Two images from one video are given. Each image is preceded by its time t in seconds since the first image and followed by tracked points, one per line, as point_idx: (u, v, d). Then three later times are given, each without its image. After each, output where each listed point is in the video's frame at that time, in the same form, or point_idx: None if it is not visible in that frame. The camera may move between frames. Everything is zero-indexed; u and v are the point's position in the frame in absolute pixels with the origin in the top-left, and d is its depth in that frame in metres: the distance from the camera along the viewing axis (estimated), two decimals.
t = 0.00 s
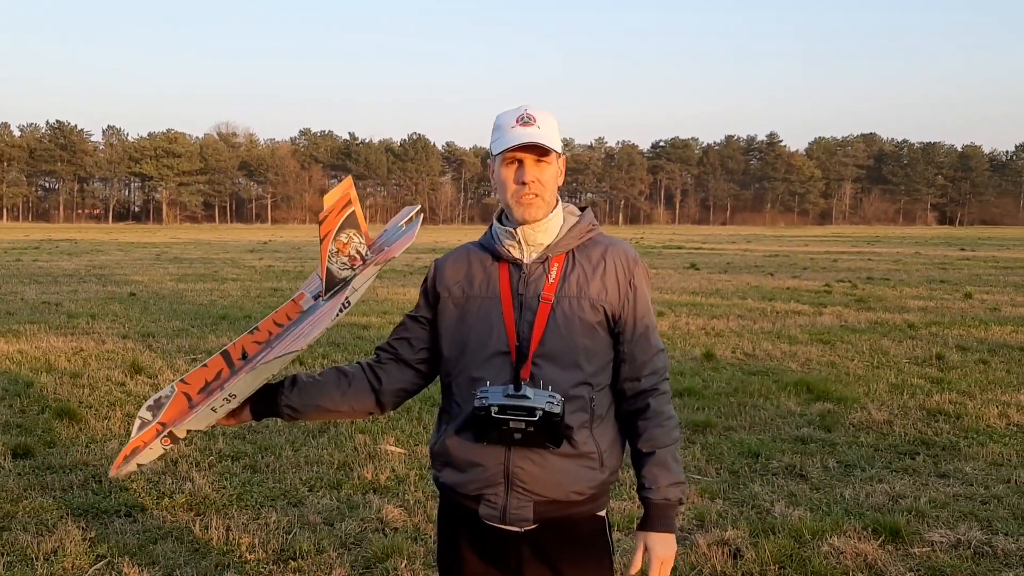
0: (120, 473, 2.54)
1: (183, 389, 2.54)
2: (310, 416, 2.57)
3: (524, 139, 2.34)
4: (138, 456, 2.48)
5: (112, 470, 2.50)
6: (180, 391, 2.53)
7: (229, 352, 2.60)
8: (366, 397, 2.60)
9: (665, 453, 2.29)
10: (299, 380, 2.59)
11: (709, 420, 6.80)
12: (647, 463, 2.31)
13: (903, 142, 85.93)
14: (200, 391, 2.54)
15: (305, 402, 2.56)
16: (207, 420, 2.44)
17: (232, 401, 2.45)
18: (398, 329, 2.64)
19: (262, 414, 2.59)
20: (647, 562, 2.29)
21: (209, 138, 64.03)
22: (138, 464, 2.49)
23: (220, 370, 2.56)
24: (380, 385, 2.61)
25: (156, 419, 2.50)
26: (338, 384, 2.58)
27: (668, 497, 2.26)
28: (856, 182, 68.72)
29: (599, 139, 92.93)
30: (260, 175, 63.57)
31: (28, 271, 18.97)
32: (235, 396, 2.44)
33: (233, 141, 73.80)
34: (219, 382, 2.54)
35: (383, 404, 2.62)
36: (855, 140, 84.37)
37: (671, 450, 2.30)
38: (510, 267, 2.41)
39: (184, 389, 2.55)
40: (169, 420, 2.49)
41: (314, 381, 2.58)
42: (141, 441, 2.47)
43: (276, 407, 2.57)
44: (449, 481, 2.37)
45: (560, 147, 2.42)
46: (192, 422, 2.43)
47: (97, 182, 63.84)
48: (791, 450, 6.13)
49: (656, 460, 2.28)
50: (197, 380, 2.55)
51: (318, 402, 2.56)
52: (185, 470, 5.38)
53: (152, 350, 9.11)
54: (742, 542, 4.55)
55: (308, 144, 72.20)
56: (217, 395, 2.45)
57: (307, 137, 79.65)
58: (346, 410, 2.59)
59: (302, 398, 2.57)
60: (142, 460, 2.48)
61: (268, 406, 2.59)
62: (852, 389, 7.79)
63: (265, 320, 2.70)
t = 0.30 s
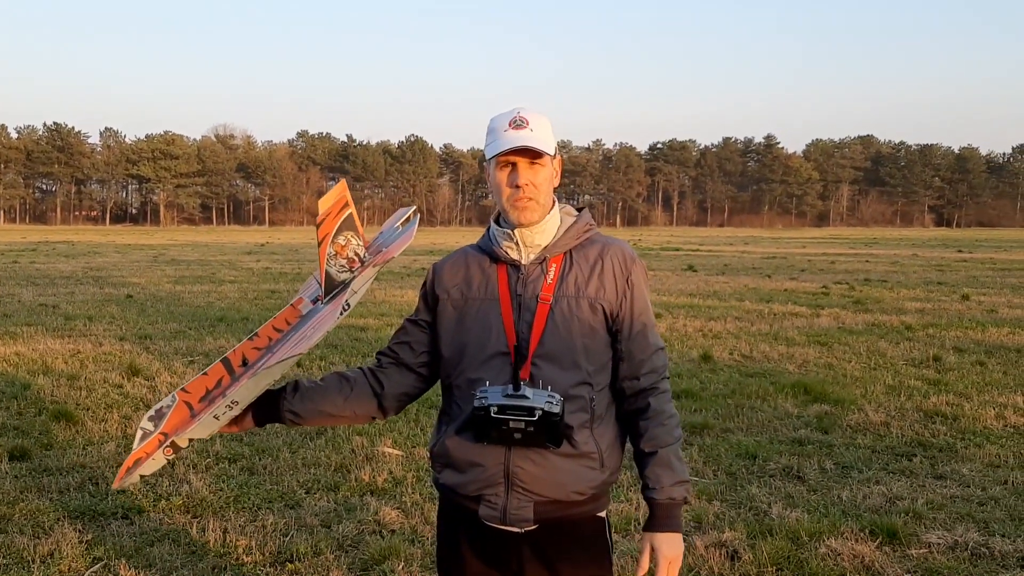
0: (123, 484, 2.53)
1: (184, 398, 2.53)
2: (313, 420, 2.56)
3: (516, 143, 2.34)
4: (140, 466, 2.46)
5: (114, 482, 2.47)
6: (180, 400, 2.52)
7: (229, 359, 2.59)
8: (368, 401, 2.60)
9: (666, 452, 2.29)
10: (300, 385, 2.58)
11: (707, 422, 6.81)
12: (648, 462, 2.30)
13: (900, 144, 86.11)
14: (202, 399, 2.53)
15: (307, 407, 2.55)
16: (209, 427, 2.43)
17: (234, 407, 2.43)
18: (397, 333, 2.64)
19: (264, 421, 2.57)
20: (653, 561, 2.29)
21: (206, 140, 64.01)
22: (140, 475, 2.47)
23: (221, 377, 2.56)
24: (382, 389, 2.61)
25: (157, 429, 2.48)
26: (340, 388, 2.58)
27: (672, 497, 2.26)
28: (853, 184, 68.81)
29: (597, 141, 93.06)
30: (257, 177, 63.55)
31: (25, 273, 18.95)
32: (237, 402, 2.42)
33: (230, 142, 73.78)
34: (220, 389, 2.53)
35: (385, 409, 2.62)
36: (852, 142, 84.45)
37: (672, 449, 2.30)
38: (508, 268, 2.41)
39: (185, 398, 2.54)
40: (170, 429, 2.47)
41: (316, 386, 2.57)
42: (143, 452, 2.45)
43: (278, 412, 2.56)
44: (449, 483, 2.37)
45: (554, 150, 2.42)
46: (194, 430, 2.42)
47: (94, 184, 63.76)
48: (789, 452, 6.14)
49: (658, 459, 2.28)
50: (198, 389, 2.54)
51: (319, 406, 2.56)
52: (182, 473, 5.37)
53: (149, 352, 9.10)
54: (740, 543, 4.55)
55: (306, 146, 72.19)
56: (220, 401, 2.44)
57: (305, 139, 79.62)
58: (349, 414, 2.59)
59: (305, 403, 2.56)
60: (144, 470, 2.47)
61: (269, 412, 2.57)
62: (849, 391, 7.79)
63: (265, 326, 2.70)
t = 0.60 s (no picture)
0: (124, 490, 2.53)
1: (183, 403, 2.54)
2: (310, 425, 2.56)
3: (491, 149, 2.31)
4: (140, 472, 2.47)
5: (116, 488, 2.49)
6: (180, 405, 2.54)
7: (227, 363, 2.59)
8: (366, 404, 2.60)
9: (659, 454, 2.26)
10: (298, 390, 2.58)
11: (705, 423, 6.81)
12: (642, 465, 2.29)
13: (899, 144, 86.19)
14: (200, 404, 2.53)
15: (305, 411, 2.55)
16: (208, 432, 2.43)
17: (232, 412, 2.44)
18: (394, 336, 2.64)
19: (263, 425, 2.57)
20: (643, 564, 2.26)
21: (206, 140, 63.98)
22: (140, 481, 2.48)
23: (219, 382, 2.56)
24: (380, 392, 2.61)
25: (156, 435, 2.49)
26: (338, 392, 2.58)
27: (663, 498, 2.23)
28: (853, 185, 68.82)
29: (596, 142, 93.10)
30: (257, 178, 63.55)
31: (24, 274, 18.94)
32: (235, 407, 2.42)
33: (230, 143, 73.74)
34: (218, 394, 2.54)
35: (382, 411, 2.62)
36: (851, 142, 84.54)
37: (665, 451, 2.28)
38: (503, 270, 2.42)
39: (184, 404, 2.54)
40: (169, 435, 2.48)
41: (314, 390, 2.57)
42: (142, 458, 2.46)
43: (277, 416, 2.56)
44: (444, 483, 2.37)
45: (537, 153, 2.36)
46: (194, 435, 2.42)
47: (94, 184, 63.75)
48: (788, 452, 6.14)
49: (651, 461, 2.26)
50: (196, 394, 2.55)
51: (317, 411, 2.55)
52: (181, 474, 5.37)
53: (148, 353, 9.10)
54: (739, 544, 4.55)
55: (305, 147, 72.19)
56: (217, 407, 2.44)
57: (304, 140, 79.57)
58: (346, 417, 2.59)
59: (303, 407, 2.56)
60: (144, 476, 2.47)
61: (268, 417, 2.58)
62: (849, 392, 7.78)
63: (262, 331, 2.69)
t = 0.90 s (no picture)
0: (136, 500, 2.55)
1: (189, 412, 2.55)
2: (315, 428, 2.57)
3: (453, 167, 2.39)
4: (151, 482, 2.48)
5: (129, 498, 2.50)
6: (186, 414, 2.55)
7: (231, 371, 2.61)
8: (368, 405, 2.62)
9: (651, 462, 2.27)
10: (301, 394, 2.59)
11: (705, 423, 6.82)
12: (634, 471, 2.29)
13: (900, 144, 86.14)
14: (206, 413, 2.54)
15: (309, 414, 2.56)
16: (214, 440, 2.43)
17: (238, 419, 2.45)
18: (397, 337, 2.65)
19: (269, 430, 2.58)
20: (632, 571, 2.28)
21: (206, 140, 63.99)
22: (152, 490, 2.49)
23: (224, 390, 2.58)
24: (383, 393, 2.63)
25: (165, 445, 2.50)
26: (341, 395, 2.59)
27: (653, 507, 2.24)
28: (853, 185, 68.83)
29: (596, 142, 93.23)
30: (257, 178, 63.60)
31: (24, 275, 18.96)
32: (241, 414, 2.42)
33: (230, 143, 73.80)
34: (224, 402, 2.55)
35: (385, 412, 2.64)
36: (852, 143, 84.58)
37: (658, 459, 2.28)
38: (504, 272, 2.44)
39: (191, 413, 2.56)
40: (177, 444, 2.49)
41: (319, 394, 2.59)
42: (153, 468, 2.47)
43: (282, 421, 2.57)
44: (438, 481, 2.39)
45: (503, 164, 2.34)
46: (201, 443, 2.42)
47: (95, 185, 63.83)
48: (787, 453, 6.15)
49: (643, 469, 2.27)
50: (202, 403, 2.56)
51: (321, 413, 2.57)
52: (182, 474, 5.38)
53: (149, 353, 9.12)
54: (738, 544, 4.56)
55: (305, 147, 72.26)
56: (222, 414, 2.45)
57: (304, 141, 79.61)
58: (350, 419, 2.60)
59: (307, 411, 2.57)
60: (155, 486, 2.48)
61: (273, 422, 2.58)
62: (848, 392, 7.80)
63: (264, 336, 2.71)
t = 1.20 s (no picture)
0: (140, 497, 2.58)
1: (190, 410, 2.57)
2: (316, 425, 2.59)
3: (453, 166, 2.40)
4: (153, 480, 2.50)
5: (132, 496, 2.52)
6: (187, 413, 2.56)
7: (232, 369, 2.63)
8: (370, 404, 2.63)
9: (653, 463, 2.28)
10: (303, 392, 2.61)
11: (705, 423, 6.83)
12: (637, 473, 2.30)
13: (902, 144, 85.99)
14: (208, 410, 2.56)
15: (310, 412, 2.58)
16: (215, 439, 2.44)
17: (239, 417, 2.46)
18: (398, 336, 2.66)
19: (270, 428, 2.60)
20: (633, 571, 2.29)
21: (207, 141, 64.07)
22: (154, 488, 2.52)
23: (224, 389, 2.60)
24: (385, 392, 2.64)
25: (166, 443, 2.52)
26: (342, 393, 2.61)
27: (656, 508, 2.24)
28: (855, 185, 68.81)
29: (597, 142, 93.26)
30: (258, 178, 63.66)
31: (26, 274, 19.00)
32: (242, 412, 2.44)
33: (232, 143, 73.84)
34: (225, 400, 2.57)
35: (387, 411, 2.65)
36: (853, 143, 84.59)
37: (660, 460, 2.29)
38: (506, 272, 2.45)
39: (192, 410, 2.57)
40: (179, 442, 2.51)
41: (320, 392, 2.61)
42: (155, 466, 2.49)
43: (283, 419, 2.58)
44: (439, 481, 2.41)
45: (502, 163, 2.35)
46: (203, 442, 2.44)
47: (96, 185, 63.91)
48: (788, 452, 6.16)
49: (645, 470, 2.28)
50: (204, 401, 2.58)
51: (322, 412, 2.59)
52: (184, 473, 5.40)
53: (150, 353, 9.14)
54: (738, 543, 4.57)
55: (306, 147, 72.31)
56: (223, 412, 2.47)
57: (305, 141, 79.65)
58: (351, 418, 2.62)
59: (308, 409, 2.58)
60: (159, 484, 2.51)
61: (275, 420, 2.60)
62: (848, 392, 7.81)
63: (265, 334, 2.72)
